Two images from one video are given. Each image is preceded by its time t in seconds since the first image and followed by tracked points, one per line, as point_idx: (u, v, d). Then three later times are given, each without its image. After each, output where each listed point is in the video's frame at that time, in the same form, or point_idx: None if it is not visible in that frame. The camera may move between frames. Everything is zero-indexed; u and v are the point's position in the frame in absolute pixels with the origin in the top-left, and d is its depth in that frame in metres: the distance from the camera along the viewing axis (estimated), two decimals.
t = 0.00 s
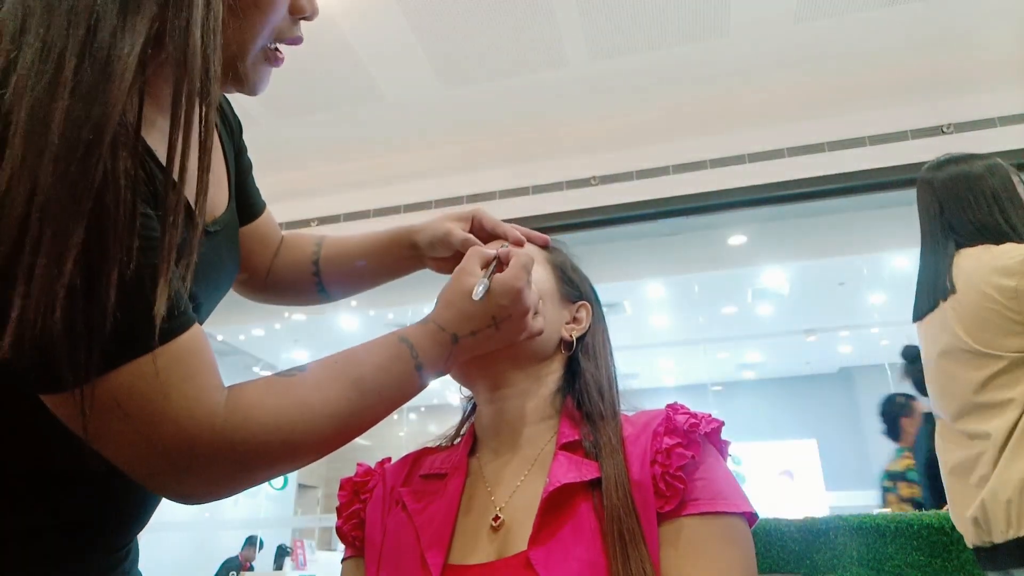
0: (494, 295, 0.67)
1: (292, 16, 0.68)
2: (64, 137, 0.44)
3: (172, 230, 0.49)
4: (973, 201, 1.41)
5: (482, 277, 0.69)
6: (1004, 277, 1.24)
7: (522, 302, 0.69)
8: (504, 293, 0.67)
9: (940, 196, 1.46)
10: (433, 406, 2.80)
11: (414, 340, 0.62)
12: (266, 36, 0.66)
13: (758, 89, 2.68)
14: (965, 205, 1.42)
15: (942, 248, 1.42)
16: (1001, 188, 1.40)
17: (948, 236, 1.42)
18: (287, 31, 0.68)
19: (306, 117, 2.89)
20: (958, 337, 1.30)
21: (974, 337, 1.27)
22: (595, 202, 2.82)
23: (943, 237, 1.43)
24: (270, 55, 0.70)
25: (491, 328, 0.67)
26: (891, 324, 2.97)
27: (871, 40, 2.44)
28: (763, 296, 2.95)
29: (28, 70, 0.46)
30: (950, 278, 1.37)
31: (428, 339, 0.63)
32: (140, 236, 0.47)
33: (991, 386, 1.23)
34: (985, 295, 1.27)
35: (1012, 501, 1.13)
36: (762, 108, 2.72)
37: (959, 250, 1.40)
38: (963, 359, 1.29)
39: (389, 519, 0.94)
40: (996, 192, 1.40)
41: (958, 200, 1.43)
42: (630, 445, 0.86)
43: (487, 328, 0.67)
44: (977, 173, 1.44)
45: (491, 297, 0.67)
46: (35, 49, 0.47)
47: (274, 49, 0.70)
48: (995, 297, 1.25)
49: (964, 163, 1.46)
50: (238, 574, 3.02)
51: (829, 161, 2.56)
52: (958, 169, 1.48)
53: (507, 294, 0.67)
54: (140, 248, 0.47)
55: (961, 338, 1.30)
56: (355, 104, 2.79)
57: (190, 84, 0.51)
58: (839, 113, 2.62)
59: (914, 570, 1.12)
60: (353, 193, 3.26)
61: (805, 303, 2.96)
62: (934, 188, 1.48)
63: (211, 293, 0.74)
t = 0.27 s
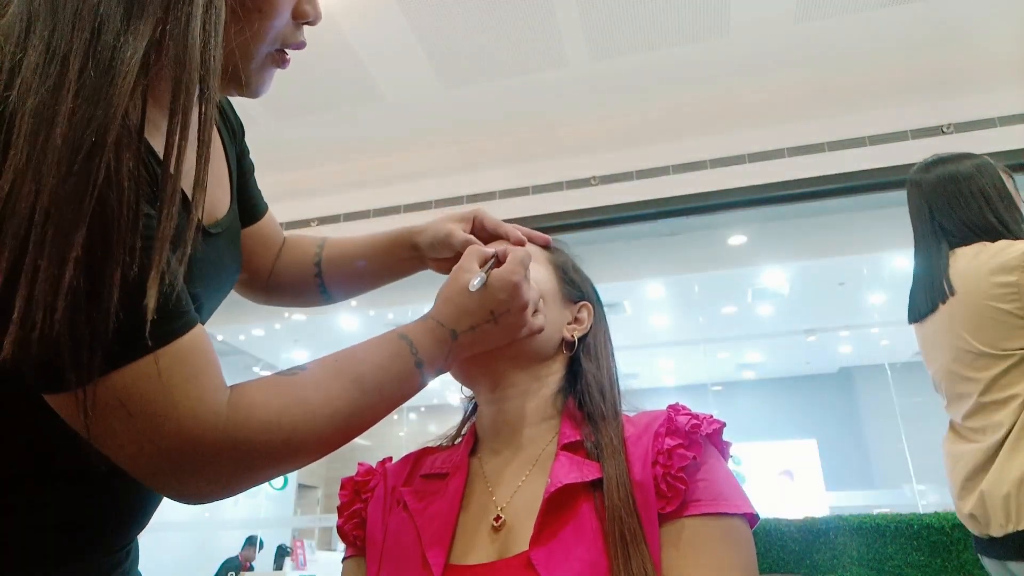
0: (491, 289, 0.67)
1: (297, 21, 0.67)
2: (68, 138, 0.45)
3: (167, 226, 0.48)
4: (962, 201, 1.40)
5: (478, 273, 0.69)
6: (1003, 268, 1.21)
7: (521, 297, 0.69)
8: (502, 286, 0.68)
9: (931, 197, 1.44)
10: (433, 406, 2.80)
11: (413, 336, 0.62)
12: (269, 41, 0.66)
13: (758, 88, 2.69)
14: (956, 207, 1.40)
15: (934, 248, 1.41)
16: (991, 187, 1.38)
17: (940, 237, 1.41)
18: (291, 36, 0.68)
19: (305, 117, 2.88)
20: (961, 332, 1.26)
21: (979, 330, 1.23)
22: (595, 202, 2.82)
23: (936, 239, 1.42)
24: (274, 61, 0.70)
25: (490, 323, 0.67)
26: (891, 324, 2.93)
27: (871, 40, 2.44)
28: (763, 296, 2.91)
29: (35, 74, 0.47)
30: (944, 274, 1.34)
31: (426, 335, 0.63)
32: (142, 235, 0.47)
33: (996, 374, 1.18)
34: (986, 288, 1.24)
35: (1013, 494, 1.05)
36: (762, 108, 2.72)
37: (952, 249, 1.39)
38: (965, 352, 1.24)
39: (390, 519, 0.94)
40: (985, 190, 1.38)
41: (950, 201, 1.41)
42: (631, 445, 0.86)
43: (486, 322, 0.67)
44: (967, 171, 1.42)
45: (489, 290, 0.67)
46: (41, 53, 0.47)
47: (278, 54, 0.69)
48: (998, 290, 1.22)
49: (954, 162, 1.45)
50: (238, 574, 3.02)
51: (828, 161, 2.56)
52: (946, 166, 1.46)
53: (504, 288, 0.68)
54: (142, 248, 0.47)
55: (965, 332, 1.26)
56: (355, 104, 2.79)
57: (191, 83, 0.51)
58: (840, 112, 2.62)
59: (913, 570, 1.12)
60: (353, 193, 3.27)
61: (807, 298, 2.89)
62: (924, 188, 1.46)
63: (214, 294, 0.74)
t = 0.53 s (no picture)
0: (491, 287, 0.67)
1: (299, 23, 0.67)
2: (71, 141, 0.45)
3: (171, 231, 0.48)
4: (954, 199, 1.40)
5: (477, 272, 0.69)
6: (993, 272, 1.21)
7: (521, 294, 0.68)
8: (502, 284, 0.67)
9: (925, 197, 1.44)
10: (433, 406, 2.79)
11: (414, 334, 0.62)
12: (272, 42, 0.66)
13: (758, 89, 2.69)
14: (949, 209, 1.40)
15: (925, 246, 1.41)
16: (982, 186, 1.39)
17: (932, 236, 1.41)
18: (294, 38, 0.68)
19: (305, 117, 2.88)
20: (958, 336, 1.25)
21: (976, 334, 1.22)
22: (595, 202, 2.82)
23: (928, 240, 1.41)
24: (276, 62, 0.70)
25: (490, 321, 0.67)
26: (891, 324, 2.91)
27: (871, 40, 2.44)
28: (763, 296, 2.92)
29: (37, 76, 0.47)
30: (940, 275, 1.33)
31: (427, 334, 0.63)
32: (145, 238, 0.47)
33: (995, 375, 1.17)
34: (978, 293, 1.23)
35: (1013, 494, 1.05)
36: (761, 108, 2.73)
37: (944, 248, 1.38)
38: (964, 355, 1.24)
39: (392, 519, 0.94)
40: (977, 189, 1.39)
41: (945, 204, 1.41)
42: (633, 446, 0.86)
43: (487, 320, 0.67)
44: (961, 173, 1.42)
45: (489, 288, 0.67)
46: (43, 55, 0.47)
47: (280, 55, 0.69)
48: (989, 294, 1.21)
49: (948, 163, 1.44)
50: (237, 574, 3.01)
51: (828, 161, 2.56)
52: (938, 166, 1.46)
53: (504, 286, 0.67)
54: (145, 249, 0.47)
55: (961, 336, 1.25)
56: (355, 104, 2.79)
57: (194, 86, 0.50)
58: (840, 112, 2.62)
59: (914, 571, 1.12)
60: (353, 193, 3.26)
61: (805, 301, 2.91)
62: (919, 188, 1.46)
63: (216, 293, 0.74)
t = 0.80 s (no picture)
0: (495, 294, 0.67)
1: (299, 24, 0.66)
2: (71, 143, 0.45)
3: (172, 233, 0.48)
4: (941, 196, 1.39)
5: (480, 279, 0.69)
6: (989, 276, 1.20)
7: (525, 302, 0.67)
8: (506, 292, 0.67)
9: (911, 198, 1.44)
10: (434, 406, 2.81)
11: (416, 339, 0.62)
12: (273, 43, 0.65)
13: (758, 89, 2.69)
14: (936, 210, 1.40)
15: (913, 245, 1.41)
16: (968, 183, 1.37)
17: (919, 233, 1.41)
18: (295, 39, 0.68)
19: (305, 117, 2.88)
20: (956, 341, 1.25)
21: (974, 337, 1.21)
22: (595, 202, 2.82)
23: (916, 242, 1.41)
24: (278, 63, 0.70)
25: (491, 327, 0.67)
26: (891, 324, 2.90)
27: (871, 40, 2.44)
28: (763, 296, 2.92)
29: (37, 78, 0.47)
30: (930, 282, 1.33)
31: (430, 339, 0.63)
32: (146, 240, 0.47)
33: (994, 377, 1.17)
34: (975, 296, 1.22)
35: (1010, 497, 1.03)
36: (761, 108, 2.73)
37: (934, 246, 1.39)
38: (962, 360, 1.23)
39: (393, 518, 0.94)
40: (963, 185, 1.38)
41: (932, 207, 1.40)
42: (634, 446, 0.86)
43: (488, 326, 0.67)
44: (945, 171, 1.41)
45: (491, 295, 0.67)
46: (44, 58, 0.47)
47: (282, 57, 0.69)
48: (987, 299, 1.20)
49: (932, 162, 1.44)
50: (238, 574, 3.02)
51: (828, 161, 2.57)
52: (927, 162, 1.46)
53: (508, 294, 0.67)
54: (146, 251, 0.47)
55: (959, 341, 1.24)
56: (354, 104, 2.79)
57: (194, 87, 0.50)
58: (840, 112, 2.62)
59: (913, 570, 1.12)
60: (353, 193, 3.26)
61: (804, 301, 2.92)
62: (906, 189, 1.45)
63: (218, 291, 0.74)
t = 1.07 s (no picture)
0: (491, 287, 0.67)
1: (302, 25, 0.66)
2: (74, 144, 0.44)
3: (174, 232, 0.48)
4: (926, 196, 1.39)
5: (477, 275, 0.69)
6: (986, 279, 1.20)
7: (521, 294, 0.68)
8: (502, 286, 0.67)
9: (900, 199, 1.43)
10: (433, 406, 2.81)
11: (415, 334, 0.62)
12: (275, 45, 0.65)
13: (758, 88, 2.69)
14: (927, 211, 1.39)
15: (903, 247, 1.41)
16: (952, 183, 1.37)
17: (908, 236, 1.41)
18: (297, 40, 0.68)
19: (305, 117, 2.88)
20: (952, 343, 1.25)
21: (969, 340, 1.21)
22: (595, 202, 2.82)
23: (907, 245, 1.41)
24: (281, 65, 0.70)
25: (490, 321, 0.67)
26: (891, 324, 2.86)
27: (871, 40, 2.44)
28: (763, 296, 2.92)
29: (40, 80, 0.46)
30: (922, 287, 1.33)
31: (428, 334, 0.63)
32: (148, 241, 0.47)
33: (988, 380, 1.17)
34: (970, 300, 1.22)
35: (1002, 500, 1.04)
36: (761, 108, 2.73)
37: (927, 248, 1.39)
38: (958, 362, 1.23)
39: (393, 518, 0.94)
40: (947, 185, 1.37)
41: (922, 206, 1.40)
42: (635, 446, 0.86)
43: (486, 320, 0.67)
44: (933, 169, 1.40)
45: (488, 288, 0.67)
46: (47, 59, 0.47)
47: (284, 58, 0.69)
48: (984, 302, 1.19)
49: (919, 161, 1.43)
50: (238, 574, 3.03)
51: (828, 161, 2.57)
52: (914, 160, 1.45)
53: (505, 286, 0.67)
54: (149, 251, 0.47)
55: (955, 343, 1.24)
56: (355, 104, 2.79)
57: (196, 88, 0.51)
58: (840, 112, 2.62)
59: (913, 570, 1.12)
60: (353, 193, 3.26)
61: (804, 301, 2.92)
62: (894, 189, 1.46)
63: (218, 292, 0.74)
